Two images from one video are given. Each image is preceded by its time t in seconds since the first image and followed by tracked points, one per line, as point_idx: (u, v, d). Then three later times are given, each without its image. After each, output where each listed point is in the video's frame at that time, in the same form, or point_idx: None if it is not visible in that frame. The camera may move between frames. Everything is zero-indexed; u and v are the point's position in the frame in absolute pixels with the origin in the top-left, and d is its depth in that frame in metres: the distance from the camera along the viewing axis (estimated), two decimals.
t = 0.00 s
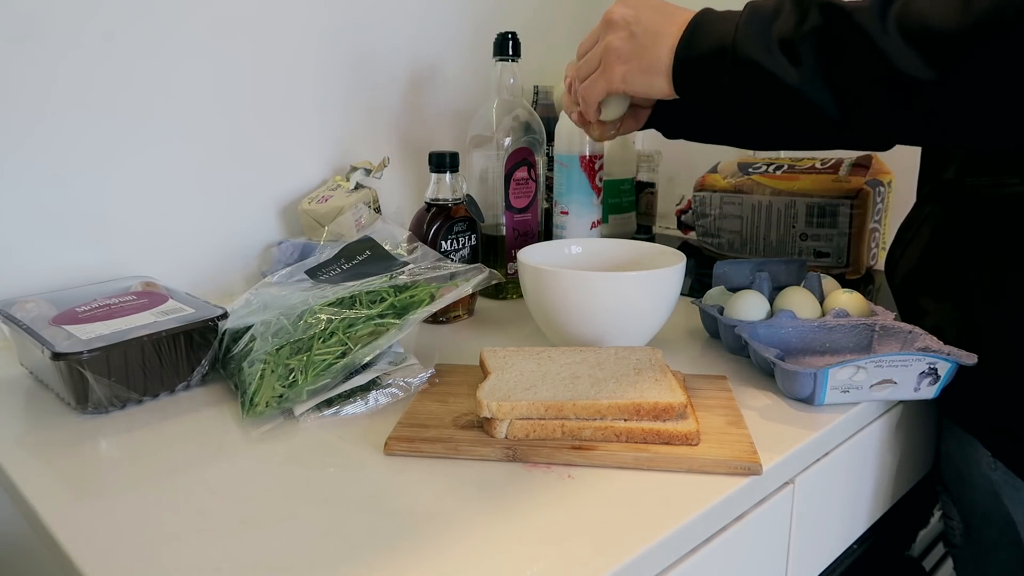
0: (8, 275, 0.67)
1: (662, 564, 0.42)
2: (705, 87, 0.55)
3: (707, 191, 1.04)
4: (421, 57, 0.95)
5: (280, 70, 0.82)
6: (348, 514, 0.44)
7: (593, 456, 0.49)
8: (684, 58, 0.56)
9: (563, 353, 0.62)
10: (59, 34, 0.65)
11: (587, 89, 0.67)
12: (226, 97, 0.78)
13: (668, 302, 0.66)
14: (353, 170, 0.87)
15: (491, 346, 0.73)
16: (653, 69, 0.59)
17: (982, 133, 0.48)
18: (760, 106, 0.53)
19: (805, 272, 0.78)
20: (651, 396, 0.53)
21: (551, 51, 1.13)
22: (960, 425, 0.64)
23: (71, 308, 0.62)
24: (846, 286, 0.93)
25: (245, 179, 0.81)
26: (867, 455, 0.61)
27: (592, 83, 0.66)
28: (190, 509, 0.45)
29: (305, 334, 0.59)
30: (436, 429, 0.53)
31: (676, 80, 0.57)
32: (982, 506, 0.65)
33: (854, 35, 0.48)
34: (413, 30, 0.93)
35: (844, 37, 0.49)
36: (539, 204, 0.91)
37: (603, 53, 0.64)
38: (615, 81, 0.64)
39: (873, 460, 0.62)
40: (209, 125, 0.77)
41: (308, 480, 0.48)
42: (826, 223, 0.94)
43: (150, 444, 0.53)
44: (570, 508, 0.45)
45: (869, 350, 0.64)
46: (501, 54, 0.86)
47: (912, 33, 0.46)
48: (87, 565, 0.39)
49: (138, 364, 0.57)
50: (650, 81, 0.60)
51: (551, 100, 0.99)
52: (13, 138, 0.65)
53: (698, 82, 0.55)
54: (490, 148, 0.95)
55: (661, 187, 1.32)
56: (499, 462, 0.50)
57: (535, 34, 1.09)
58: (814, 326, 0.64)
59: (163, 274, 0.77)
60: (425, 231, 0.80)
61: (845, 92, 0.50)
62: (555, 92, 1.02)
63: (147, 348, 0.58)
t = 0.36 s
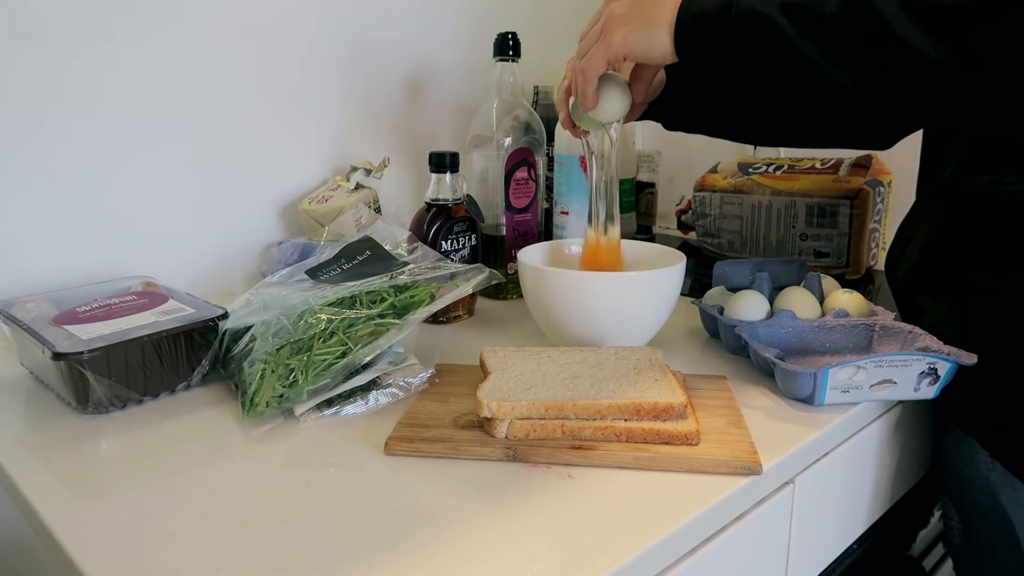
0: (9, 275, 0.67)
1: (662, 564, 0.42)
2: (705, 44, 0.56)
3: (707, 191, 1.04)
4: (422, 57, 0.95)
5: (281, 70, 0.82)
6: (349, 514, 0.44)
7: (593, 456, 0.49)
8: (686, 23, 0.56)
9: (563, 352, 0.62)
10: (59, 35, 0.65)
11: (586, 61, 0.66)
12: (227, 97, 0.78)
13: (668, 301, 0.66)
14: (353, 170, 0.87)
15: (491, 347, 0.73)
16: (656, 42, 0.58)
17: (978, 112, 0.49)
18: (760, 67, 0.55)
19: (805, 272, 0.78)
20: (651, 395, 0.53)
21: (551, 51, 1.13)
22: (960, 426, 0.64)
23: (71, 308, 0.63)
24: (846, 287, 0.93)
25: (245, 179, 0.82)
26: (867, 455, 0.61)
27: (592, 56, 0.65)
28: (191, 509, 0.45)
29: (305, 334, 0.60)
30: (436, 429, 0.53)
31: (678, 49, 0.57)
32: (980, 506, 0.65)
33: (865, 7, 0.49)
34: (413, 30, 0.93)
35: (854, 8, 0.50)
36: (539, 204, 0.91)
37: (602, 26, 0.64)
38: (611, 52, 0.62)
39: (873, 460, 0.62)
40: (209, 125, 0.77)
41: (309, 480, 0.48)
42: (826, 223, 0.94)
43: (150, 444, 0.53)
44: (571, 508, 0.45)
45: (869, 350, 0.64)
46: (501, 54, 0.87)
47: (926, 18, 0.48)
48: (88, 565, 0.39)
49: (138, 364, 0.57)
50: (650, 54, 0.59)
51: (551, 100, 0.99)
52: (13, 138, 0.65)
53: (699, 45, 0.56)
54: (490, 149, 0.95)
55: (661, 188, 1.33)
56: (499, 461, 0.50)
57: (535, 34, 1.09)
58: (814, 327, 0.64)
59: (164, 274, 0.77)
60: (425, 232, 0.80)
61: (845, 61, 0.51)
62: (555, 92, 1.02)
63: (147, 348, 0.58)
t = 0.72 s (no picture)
0: (9, 275, 0.67)
1: (662, 564, 0.42)
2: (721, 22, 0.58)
3: (707, 192, 1.04)
4: (422, 57, 0.95)
5: (281, 70, 0.82)
6: (349, 514, 0.44)
7: (593, 456, 0.49)
8: None
9: (563, 352, 0.62)
10: (59, 35, 0.65)
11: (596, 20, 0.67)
12: (228, 97, 0.78)
13: (668, 301, 0.66)
14: (354, 171, 0.87)
15: (491, 347, 0.73)
16: None
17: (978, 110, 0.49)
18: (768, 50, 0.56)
19: (805, 272, 0.78)
20: (651, 395, 0.53)
21: (552, 51, 1.13)
22: (960, 426, 0.64)
23: (71, 308, 0.63)
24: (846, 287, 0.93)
25: (246, 179, 0.82)
26: (867, 455, 0.61)
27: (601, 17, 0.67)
28: (191, 509, 0.45)
29: (305, 334, 0.60)
30: (436, 429, 0.53)
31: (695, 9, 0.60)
32: (980, 507, 0.65)
33: None
34: (414, 30, 0.93)
35: None
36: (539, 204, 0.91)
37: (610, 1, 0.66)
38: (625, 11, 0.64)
39: (873, 460, 0.62)
40: (210, 125, 0.77)
41: (309, 480, 0.48)
42: (826, 223, 0.94)
43: (150, 444, 0.53)
44: (570, 508, 0.45)
45: (869, 350, 0.64)
46: (501, 54, 0.87)
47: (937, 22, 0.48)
48: (88, 565, 0.39)
49: (138, 364, 0.57)
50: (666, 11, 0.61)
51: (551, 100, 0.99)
52: (13, 138, 0.65)
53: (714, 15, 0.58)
54: (490, 149, 0.95)
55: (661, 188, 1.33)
56: (499, 462, 0.50)
57: (535, 34, 1.09)
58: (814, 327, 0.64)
59: (164, 274, 0.77)
60: (425, 232, 0.80)
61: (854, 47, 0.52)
62: (555, 92, 1.02)
63: (147, 348, 0.58)
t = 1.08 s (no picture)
0: (9, 275, 0.67)
1: (662, 564, 0.42)
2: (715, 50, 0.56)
3: (707, 191, 1.04)
4: (422, 58, 0.95)
5: (281, 69, 0.82)
6: (348, 514, 0.44)
7: (593, 456, 0.49)
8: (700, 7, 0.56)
9: (564, 352, 0.62)
10: (59, 35, 0.65)
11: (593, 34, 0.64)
12: (228, 97, 0.78)
13: (668, 301, 0.66)
14: (354, 171, 0.87)
15: (491, 347, 0.73)
16: (673, 26, 0.58)
17: (976, 104, 0.50)
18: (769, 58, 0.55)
19: (805, 271, 0.78)
20: (651, 396, 0.53)
21: (552, 52, 1.13)
22: (961, 426, 0.64)
23: (71, 308, 0.63)
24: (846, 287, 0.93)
25: (245, 178, 0.82)
26: (867, 455, 0.61)
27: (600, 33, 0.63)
28: (190, 509, 0.45)
29: (305, 334, 0.60)
30: (436, 429, 0.53)
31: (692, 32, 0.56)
32: (980, 507, 0.65)
33: None
34: (414, 30, 0.93)
35: None
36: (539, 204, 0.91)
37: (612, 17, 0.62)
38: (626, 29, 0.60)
39: (873, 460, 0.62)
40: (210, 125, 0.77)
41: (308, 481, 0.48)
42: (826, 223, 0.94)
43: (150, 444, 0.53)
44: (570, 508, 0.45)
45: (869, 350, 0.64)
46: (501, 54, 0.86)
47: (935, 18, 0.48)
48: (88, 565, 0.39)
49: (138, 364, 0.57)
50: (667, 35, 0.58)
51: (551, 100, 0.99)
52: (14, 138, 0.65)
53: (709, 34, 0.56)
54: (490, 149, 0.95)
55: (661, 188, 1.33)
56: (499, 462, 0.50)
57: (535, 34, 1.09)
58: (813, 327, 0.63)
59: (164, 274, 0.78)
60: (425, 232, 0.80)
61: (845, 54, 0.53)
62: (555, 92, 1.02)
63: (147, 348, 0.58)
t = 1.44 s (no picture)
0: (9, 274, 0.67)
1: (662, 564, 0.42)
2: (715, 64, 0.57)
3: (707, 192, 1.04)
4: (422, 58, 0.95)
5: (281, 69, 0.82)
6: (348, 514, 0.44)
7: (593, 456, 0.49)
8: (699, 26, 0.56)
9: (564, 352, 0.62)
10: (59, 35, 0.65)
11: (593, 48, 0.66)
12: (228, 98, 0.78)
13: (668, 302, 0.66)
14: (354, 171, 0.87)
15: (491, 346, 0.73)
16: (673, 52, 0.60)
17: (975, 103, 0.50)
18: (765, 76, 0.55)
19: (805, 272, 0.78)
20: (651, 396, 0.53)
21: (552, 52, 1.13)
22: (961, 426, 0.64)
23: (71, 308, 0.63)
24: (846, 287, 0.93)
25: (245, 178, 0.82)
26: (867, 455, 0.61)
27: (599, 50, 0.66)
28: (190, 509, 0.45)
29: (305, 334, 0.60)
30: (436, 429, 0.53)
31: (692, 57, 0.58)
32: (980, 507, 0.65)
33: None
34: (414, 29, 0.93)
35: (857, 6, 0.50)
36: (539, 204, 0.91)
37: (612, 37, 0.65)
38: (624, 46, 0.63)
39: (873, 459, 0.62)
40: (211, 125, 0.77)
41: (308, 481, 0.48)
42: (826, 223, 0.94)
43: (150, 444, 0.53)
44: (569, 508, 0.45)
45: (869, 350, 0.64)
46: (501, 54, 0.87)
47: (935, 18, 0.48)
48: (88, 565, 0.39)
49: (138, 364, 0.57)
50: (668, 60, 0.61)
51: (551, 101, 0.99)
52: (14, 137, 0.65)
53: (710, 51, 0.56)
54: (490, 149, 0.95)
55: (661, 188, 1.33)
56: (499, 462, 0.50)
57: (535, 34, 1.09)
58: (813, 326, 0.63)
59: (164, 273, 0.78)
60: (425, 232, 0.80)
61: (843, 63, 0.52)
62: (555, 92, 1.02)
63: (147, 348, 0.58)
